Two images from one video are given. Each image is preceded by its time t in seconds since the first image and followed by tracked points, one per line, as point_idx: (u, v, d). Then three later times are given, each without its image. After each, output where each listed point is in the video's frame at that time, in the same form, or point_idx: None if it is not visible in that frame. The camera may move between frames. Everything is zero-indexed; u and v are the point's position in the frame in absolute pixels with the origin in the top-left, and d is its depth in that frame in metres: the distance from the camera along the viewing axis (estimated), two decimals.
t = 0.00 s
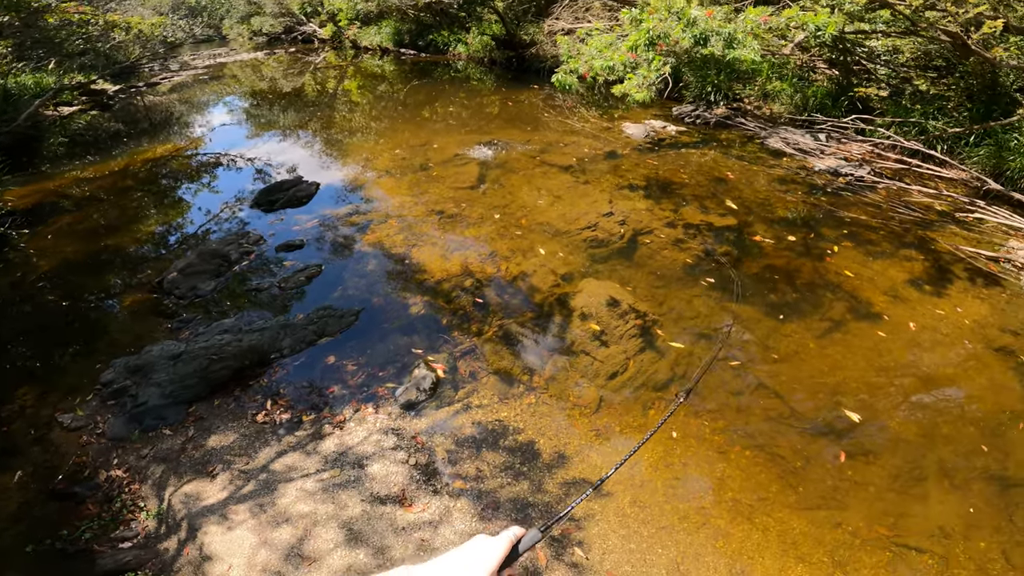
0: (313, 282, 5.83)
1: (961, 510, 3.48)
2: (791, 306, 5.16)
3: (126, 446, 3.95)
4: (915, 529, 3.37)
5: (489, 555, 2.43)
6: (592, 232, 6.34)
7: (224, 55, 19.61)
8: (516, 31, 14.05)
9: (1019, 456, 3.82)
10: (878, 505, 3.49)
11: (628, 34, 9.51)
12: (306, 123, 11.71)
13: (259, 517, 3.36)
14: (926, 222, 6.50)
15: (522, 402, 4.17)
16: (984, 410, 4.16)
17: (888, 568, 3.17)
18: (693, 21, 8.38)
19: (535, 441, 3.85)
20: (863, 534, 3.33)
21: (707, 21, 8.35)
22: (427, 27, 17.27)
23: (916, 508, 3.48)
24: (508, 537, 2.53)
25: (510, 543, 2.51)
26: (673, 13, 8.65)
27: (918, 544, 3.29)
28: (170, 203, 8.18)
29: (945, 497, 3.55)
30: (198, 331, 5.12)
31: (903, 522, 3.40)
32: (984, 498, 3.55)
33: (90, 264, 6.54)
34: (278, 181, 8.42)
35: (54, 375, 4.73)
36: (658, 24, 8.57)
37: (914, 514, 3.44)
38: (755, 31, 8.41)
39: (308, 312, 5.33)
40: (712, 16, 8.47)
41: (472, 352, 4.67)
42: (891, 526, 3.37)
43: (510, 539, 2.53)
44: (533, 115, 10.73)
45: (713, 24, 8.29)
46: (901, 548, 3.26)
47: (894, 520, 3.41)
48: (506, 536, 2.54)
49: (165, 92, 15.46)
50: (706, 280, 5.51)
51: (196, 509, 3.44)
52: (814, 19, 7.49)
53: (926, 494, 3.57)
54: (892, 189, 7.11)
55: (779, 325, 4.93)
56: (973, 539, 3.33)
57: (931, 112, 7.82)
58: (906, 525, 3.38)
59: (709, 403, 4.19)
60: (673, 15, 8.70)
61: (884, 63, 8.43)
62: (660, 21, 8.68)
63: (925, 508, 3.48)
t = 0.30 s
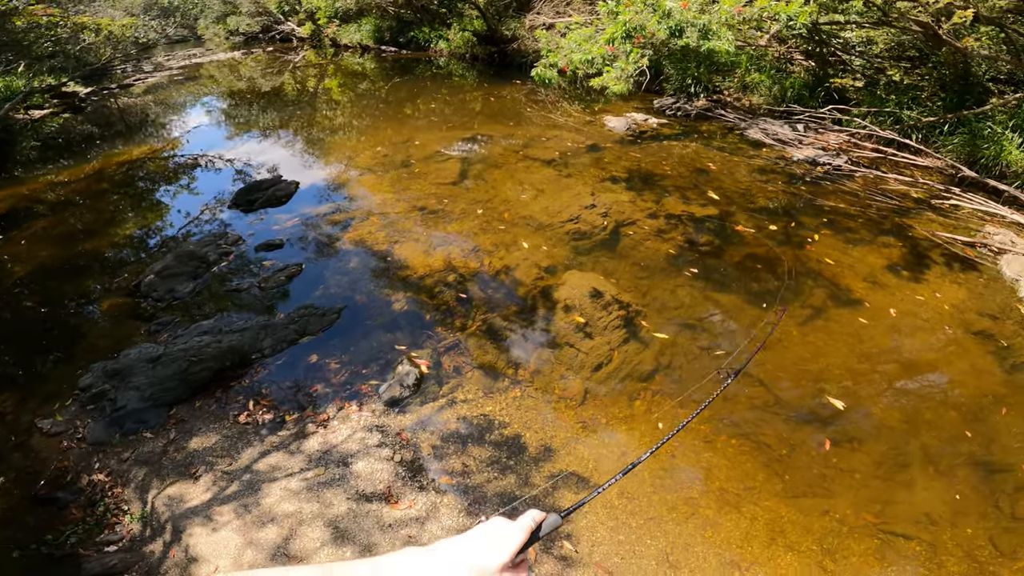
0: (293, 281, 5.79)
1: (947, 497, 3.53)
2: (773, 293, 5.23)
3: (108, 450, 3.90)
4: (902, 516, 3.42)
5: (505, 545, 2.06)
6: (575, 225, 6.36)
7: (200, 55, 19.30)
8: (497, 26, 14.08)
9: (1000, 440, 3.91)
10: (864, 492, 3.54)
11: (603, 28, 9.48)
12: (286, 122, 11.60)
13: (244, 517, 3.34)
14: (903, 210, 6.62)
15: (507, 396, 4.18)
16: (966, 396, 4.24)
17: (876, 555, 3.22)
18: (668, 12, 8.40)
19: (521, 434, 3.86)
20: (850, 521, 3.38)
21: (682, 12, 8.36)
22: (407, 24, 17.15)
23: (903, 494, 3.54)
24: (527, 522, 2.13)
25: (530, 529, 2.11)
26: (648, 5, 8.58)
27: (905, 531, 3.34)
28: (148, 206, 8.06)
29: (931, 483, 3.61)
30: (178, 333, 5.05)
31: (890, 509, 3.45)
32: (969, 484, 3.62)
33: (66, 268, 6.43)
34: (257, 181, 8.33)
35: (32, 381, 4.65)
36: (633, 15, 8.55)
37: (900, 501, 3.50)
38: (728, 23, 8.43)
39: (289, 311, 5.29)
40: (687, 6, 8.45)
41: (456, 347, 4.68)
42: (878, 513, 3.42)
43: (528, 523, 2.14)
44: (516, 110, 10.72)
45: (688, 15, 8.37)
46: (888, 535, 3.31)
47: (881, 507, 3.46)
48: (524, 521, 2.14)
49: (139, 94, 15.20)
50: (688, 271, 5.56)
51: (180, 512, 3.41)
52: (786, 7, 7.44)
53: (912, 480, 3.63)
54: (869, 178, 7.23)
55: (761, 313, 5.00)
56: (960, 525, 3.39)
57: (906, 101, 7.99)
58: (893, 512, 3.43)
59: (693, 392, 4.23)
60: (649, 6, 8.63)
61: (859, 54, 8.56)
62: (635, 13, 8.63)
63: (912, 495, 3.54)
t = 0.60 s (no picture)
0: (270, 284, 5.72)
1: (930, 479, 3.62)
2: (749, 280, 5.35)
3: (88, 461, 3.82)
4: (886, 498, 3.50)
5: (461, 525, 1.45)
6: (553, 218, 6.41)
7: (163, 56, 18.80)
8: (470, 21, 14.15)
9: (976, 420, 4.04)
10: (847, 475, 3.63)
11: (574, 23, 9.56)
12: (256, 123, 11.39)
13: (233, 523, 3.32)
14: (871, 195, 6.82)
15: (492, 391, 4.21)
16: (940, 375, 4.40)
17: (864, 537, 3.28)
18: (638, 5, 8.41)
19: (507, 429, 3.89)
20: (836, 504, 3.45)
21: (652, 4, 8.41)
22: (378, 21, 16.97)
23: (884, 476, 3.63)
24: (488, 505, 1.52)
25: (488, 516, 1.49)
26: None
27: (890, 513, 3.42)
28: (115, 213, 7.86)
29: (912, 465, 3.71)
30: (152, 341, 4.95)
31: (873, 491, 3.54)
32: (949, 464, 3.72)
33: (32, 279, 6.23)
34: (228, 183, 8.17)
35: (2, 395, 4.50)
36: (605, 9, 8.67)
37: (882, 483, 3.59)
38: (698, 14, 8.54)
39: (267, 314, 5.24)
40: None
41: (438, 344, 4.68)
42: (862, 496, 3.50)
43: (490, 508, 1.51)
44: (491, 106, 10.71)
45: (657, 8, 8.36)
46: (873, 517, 3.38)
47: (865, 490, 3.54)
48: (481, 504, 1.51)
49: (100, 98, 14.75)
50: (667, 260, 5.65)
51: (167, 520, 3.37)
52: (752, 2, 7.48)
53: (892, 463, 3.73)
54: (837, 164, 7.44)
55: (739, 300, 5.11)
56: (944, 506, 3.47)
57: (869, 90, 8.21)
58: (877, 495, 3.52)
59: (675, 381, 4.31)
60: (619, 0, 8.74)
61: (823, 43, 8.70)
62: (606, 6, 8.75)
63: (894, 477, 3.63)
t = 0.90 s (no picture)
0: (240, 291, 5.61)
1: (907, 457, 3.80)
2: (720, 265, 5.51)
3: (67, 478, 3.71)
4: (866, 476, 3.67)
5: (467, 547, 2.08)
6: (526, 212, 6.46)
7: (111, 61, 18.06)
8: (434, 18, 14.09)
9: (946, 396, 4.25)
10: (827, 455, 3.79)
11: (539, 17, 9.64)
12: (216, 127, 11.10)
13: (223, 533, 3.29)
14: (831, 179, 7.08)
15: (475, 388, 4.24)
16: (905, 350, 4.62)
17: (849, 516, 3.43)
18: None
19: (492, 425, 3.94)
20: (818, 484, 3.60)
21: None
22: (339, 20, 16.71)
23: (862, 454, 3.81)
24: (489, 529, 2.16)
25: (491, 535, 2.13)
26: None
27: (871, 491, 3.58)
28: (71, 225, 7.57)
29: (887, 442, 3.90)
30: (121, 355, 4.81)
31: (853, 470, 3.70)
32: (923, 440, 3.92)
33: None
34: (190, 190, 7.95)
35: None
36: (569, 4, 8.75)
37: (860, 461, 3.76)
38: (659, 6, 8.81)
39: (239, 322, 5.15)
40: None
41: (417, 343, 4.69)
42: (843, 475, 3.67)
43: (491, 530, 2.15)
44: (459, 102, 10.68)
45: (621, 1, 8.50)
46: (855, 496, 3.54)
47: (845, 469, 3.71)
48: (486, 526, 2.16)
49: (46, 106, 14.10)
50: (640, 249, 5.77)
51: (155, 534, 3.32)
52: None
53: (869, 441, 3.90)
54: (798, 150, 7.68)
55: (712, 285, 5.26)
56: (922, 483, 3.64)
57: (825, 77, 8.49)
58: (857, 473, 3.68)
59: (654, 368, 4.42)
60: None
61: (781, 32, 9.15)
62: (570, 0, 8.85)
63: (871, 455, 3.80)
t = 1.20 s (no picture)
0: (205, 304, 5.49)
1: (880, 432, 3.94)
2: (686, 252, 5.68)
3: (43, 498, 3.60)
4: (841, 454, 3.78)
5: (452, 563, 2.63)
6: (493, 209, 6.52)
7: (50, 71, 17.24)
8: (393, 19, 14.52)
9: (911, 369, 4.45)
10: (801, 434, 3.91)
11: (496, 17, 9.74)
12: (168, 137, 10.76)
13: (209, 546, 3.26)
14: (786, 164, 7.37)
15: (452, 386, 4.28)
16: (867, 326, 4.86)
17: (830, 494, 3.51)
18: None
19: (471, 423, 3.97)
20: (796, 463, 3.70)
21: None
22: (294, 25, 16.42)
23: (834, 431, 3.94)
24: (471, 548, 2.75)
25: (471, 554, 2.70)
26: None
27: (847, 467, 3.68)
28: (19, 245, 7.24)
29: (858, 418, 4.05)
30: (86, 375, 4.66)
31: (827, 447, 3.82)
32: (892, 415, 4.08)
33: None
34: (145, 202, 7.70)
35: None
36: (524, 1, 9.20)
37: (834, 437, 3.89)
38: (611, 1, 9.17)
39: (206, 335, 5.05)
40: None
41: (391, 346, 4.69)
42: (817, 453, 3.77)
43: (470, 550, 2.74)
44: (421, 102, 10.66)
45: None
46: (833, 473, 3.64)
47: (818, 447, 3.81)
48: (469, 547, 2.75)
49: None
50: (609, 240, 5.89)
51: (141, 549, 3.27)
52: None
53: (840, 418, 4.05)
54: (753, 137, 7.96)
55: (680, 273, 5.42)
56: (895, 457, 3.77)
57: (775, 66, 8.86)
58: (832, 451, 3.79)
59: (627, 356, 4.53)
60: None
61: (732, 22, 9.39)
62: None
63: (844, 432, 3.94)
